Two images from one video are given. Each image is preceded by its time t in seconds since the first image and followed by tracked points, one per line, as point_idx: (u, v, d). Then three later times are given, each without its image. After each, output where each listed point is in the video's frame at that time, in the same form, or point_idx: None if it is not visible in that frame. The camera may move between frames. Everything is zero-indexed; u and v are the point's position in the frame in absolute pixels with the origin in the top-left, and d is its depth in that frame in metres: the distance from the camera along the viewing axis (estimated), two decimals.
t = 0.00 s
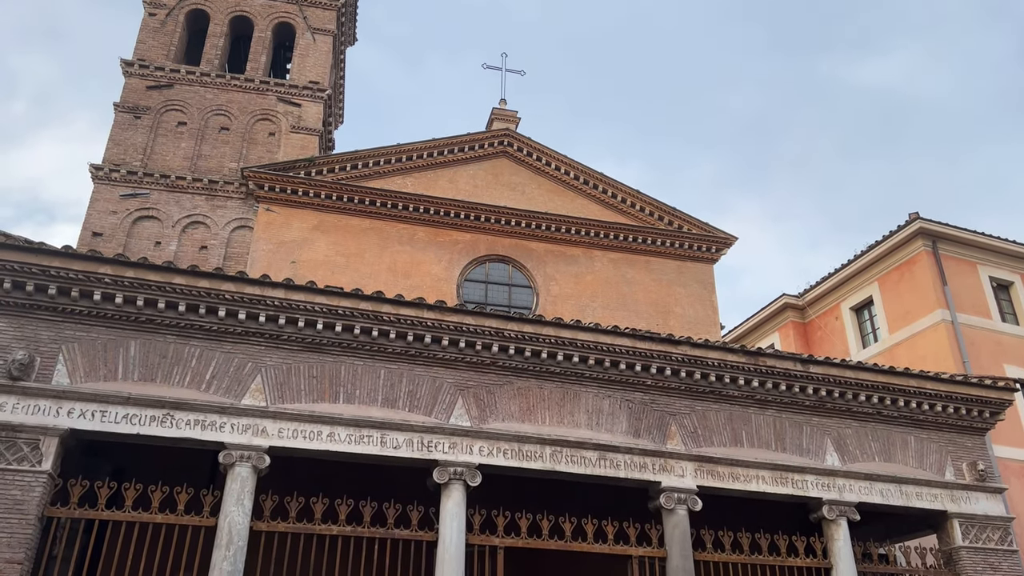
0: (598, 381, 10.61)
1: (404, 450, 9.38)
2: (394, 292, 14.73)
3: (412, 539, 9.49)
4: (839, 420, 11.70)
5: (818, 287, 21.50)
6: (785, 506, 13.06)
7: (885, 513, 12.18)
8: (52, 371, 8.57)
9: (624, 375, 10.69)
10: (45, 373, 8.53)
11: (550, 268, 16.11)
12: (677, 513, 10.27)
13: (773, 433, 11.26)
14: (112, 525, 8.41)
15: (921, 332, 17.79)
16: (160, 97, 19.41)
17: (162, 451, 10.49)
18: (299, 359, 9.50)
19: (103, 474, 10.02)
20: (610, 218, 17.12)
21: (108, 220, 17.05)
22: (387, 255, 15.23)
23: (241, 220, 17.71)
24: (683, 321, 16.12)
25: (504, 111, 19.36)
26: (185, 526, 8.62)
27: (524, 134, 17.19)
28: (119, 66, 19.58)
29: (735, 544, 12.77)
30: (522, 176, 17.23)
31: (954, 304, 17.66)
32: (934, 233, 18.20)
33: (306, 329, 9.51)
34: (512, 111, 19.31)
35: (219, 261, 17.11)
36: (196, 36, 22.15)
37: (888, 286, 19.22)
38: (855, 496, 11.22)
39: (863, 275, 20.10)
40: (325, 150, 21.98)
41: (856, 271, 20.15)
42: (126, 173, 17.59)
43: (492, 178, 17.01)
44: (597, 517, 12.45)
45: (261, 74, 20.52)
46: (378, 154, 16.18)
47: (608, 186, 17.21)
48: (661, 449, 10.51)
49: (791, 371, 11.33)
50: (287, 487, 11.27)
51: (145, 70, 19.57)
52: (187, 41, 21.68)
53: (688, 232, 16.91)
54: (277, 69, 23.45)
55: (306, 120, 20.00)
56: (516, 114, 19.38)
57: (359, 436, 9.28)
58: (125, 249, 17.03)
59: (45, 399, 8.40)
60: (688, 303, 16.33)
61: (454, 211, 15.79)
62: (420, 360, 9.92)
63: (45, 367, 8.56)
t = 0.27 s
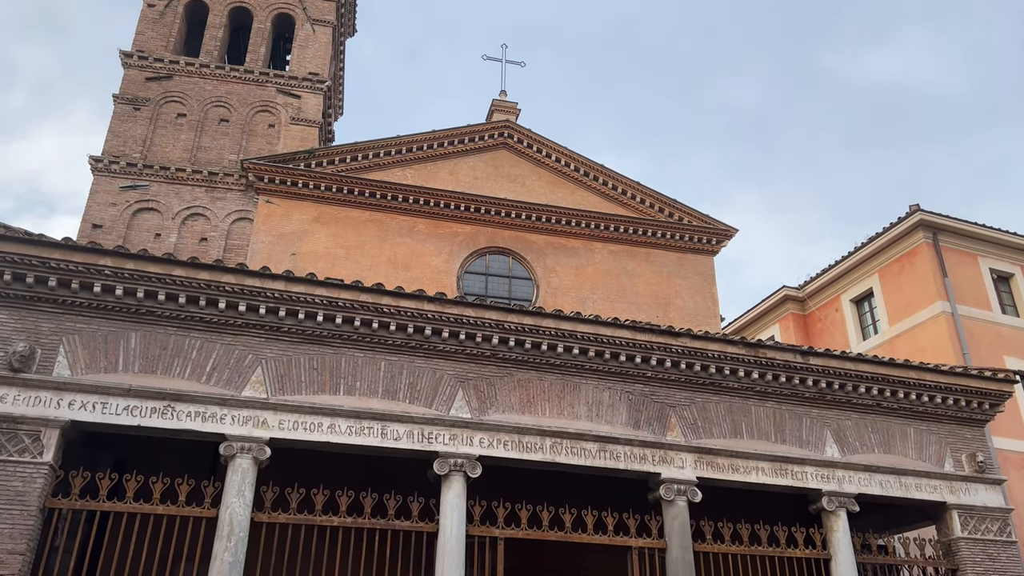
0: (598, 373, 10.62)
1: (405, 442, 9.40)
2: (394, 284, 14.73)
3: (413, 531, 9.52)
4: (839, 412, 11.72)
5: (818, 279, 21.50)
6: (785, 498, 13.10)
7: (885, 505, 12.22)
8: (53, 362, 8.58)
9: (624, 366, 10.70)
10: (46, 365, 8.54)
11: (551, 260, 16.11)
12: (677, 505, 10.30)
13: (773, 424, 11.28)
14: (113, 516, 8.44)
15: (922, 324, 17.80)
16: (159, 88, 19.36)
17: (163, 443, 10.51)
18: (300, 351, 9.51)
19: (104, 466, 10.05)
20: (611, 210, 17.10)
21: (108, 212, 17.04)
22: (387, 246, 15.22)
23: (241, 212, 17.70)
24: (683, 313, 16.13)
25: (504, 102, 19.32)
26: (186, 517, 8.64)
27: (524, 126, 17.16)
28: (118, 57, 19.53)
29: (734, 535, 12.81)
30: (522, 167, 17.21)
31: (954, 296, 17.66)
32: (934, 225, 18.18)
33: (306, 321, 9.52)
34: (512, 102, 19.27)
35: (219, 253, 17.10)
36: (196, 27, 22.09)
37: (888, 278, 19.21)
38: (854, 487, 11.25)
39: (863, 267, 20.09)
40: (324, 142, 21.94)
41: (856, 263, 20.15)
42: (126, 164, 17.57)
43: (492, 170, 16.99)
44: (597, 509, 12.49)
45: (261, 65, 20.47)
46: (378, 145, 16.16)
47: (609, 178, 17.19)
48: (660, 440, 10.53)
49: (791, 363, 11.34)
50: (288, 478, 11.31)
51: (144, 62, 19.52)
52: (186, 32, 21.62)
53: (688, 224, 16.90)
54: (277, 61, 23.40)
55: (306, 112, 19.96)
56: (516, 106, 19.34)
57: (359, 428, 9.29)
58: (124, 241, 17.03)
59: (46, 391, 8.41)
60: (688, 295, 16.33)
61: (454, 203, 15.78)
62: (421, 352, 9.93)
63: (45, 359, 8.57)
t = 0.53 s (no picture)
0: (597, 365, 10.63)
1: (404, 434, 9.41)
2: (392, 277, 14.72)
3: (412, 522, 9.54)
4: (837, 403, 11.74)
5: (817, 271, 21.50)
6: (783, 489, 13.13)
7: (884, 496, 12.25)
8: (51, 354, 8.57)
9: (623, 358, 10.71)
10: (45, 357, 8.54)
11: (550, 252, 16.10)
12: (676, 496, 10.33)
13: (771, 416, 11.29)
14: (113, 507, 8.46)
15: (920, 316, 17.81)
16: (157, 80, 19.30)
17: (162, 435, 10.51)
18: (299, 343, 9.51)
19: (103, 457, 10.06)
20: (610, 202, 17.08)
21: (106, 204, 17.01)
22: (386, 239, 15.21)
23: (240, 204, 17.67)
24: (682, 305, 16.13)
25: (503, 94, 19.26)
26: (186, 509, 8.66)
27: (523, 117, 17.11)
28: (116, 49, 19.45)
29: (733, 526, 12.85)
30: (521, 159, 17.18)
31: (953, 288, 17.66)
32: (933, 217, 18.17)
33: (305, 313, 9.51)
34: (511, 94, 19.21)
35: (217, 245, 17.08)
36: (193, 18, 22.00)
37: (887, 270, 19.21)
38: (852, 479, 11.27)
39: (862, 259, 20.09)
40: (323, 134, 21.89)
41: (855, 255, 20.14)
42: (124, 156, 17.53)
43: (491, 162, 16.95)
44: (596, 500, 12.51)
45: (259, 57, 20.40)
46: (377, 137, 16.11)
47: (608, 170, 17.16)
48: (659, 432, 10.54)
49: (790, 354, 11.34)
50: (288, 470, 11.33)
51: (142, 53, 19.45)
52: (184, 23, 21.53)
53: (687, 216, 16.88)
54: (275, 52, 23.32)
55: (304, 103, 19.90)
56: (515, 97, 19.29)
57: (358, 420, 9.30)
58: (123, 233, 17.01)
59: (45, 383, 8.41)
60: (687, 288, 16.33)
61: (453, 195, 15.75)
62: (420, 344, 9.93)
63: (44, 351, 8.57)
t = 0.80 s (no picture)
0: (596, 358, 10.65)
1: (403, 427, 9.43)
2: (391, 270, 14.72)
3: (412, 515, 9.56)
4: (836, 396, 11.76)
5: (816, 264, 21.51)
6: (782, 481, 13.17)
7: (882, 489, 12.29)
8: (50, 348, 8.57)
9: (622, 351, 10.72)
10: (43, 350, 8.54)
11: (549, 246, 16.10)
12: (674, 489, 10.35)
13: (770, 409, 11.31)
14: (112, 501, 8.47)
15: (919, 309, 17.82)
16: (155, 73, 19.25)
17: (161, 429, 10.52)
18: (298, 336, 9.51)
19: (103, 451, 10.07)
20: (609, 195, 17.07)
21: (104, 197, 16.99)
22: (385, 232, 15.20)
23: (238, 197, 17.64)
24: (681, 299, 16.14)
25: (501, 87, 19.22)
26: (186, 502, 8.68)
27: (522, 110, 17.08)
28: (113, 41, 19.39)
29: (731, 518, 12.89)
30: (520, 152, 17.16)
31: (952, 281, 17.67)
32: (933, 210, 18.16)
33: (304, 306, 9.51)
34: (510, 87, 19.17)
35: (216, 238, 17.07)
36: (191, 11, 21.93)
37: (886, 264, 19.23)
38: (851, 471, 11.30)
39: (861, 253, 20.11)
40: (322, 127, 21.85)
41: (854, 248, 20.15)
42: (122, 149, 17.50)
43: (490, 155, 16.93)
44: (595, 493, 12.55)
45: (257, 49, 20.34)
46: (375, 130, 16.08)
47: (607, 163, 17.14)
48: (658, 425, 10.56)
49: (789, 348, 11.35)
50: (288, 463, 11.35)
51: (140, 46, 19.39)
52: (181, 15, 21.47)
53: (687, 209, 16.87)
54: (273, 45, 23.26)
55: (303, 96, 19.85)
56: (514, 90, 19.25)
57: (357, 413, 9.31)
58: (121, 226, 16.99)
59: (44, 376, 8.41)
60: (686, 281, 16.34)
61: (451, 189, 15.74)
62: (419, 337, 9.94)
63: (43, 345, 8.57)
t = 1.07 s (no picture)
0: (595, 351, 10.65)
1: (403, 420, 9.44)
2: (390, 263, 14.71)
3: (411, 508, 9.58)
4: (834, 389, 11.77)
5: (815, 257, 21.52)
6: (780, 474, 13.19)
7: (880, 481, 12.31)
8: (49, 341, 8.57)
9: (621, 344, 10.73)
10: (42, 343, 8.54)
11: (548, 239, 16.09)
12: (673, 481, 10.37)
13: (769, 402, 11.33)
14: (112, 493, 8.47)
15: (918, 302, 17.83)
16: (153, 65, 19.20)
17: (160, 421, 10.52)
18: (297, 329, 9.51)
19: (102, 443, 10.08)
20: (608, 188, 17.05)
21: (102, 190, 16.96)
22: (384, 225, 15.18)
23: (236, 190, 17.62)
24: (680, 292, 16.14)
25: (500, 79, 19.18)
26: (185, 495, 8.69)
27: (521, 103, 17.05)
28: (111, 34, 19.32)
29: (730, 510, 12.93)
30: (519, 145, 17.13)
31: (951, 274, 17.67)
32: (932, 203, 18.15)
33: (303, 299, 9.51)
34: (508, 79, 19.13)
35: (215, 231, 17.05)
36: (189, 3, 21.86)
37: (885, 256, 19.23)
38: (849, 463, 11.33)
39: (860, 246, 20.11)
40: (320, 119, 21.81)
41: (853, 241, 20.14)
42: (120, 142, 17.46)
43: (489, 148, 16.90)
44: (593, 485, 12.58)
45: (255, 42, 20.28)
46: (374, 123, 16.05)
47: (606, 156, 17.11)
48: (657, 417, 10.57)
49: (788, 340, 11.36)
50: (287, 455, 11.36)
51: (137, 38, 19.33)
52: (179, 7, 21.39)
53: (686, 202, 16.85)
54: (272, 38, 23.20)
55: (301, 89, 19.80)
56: (513, 83, 19.21)
57: (357, 406, 9.32)
58: (120, 219, 16.96)
59: (42, 369, 8.41)
60: (686, 274, 16.35)
61: (450, 181, 15.71)
62: (418, 330, 9.94)
63: (41, 338, 8.56)
